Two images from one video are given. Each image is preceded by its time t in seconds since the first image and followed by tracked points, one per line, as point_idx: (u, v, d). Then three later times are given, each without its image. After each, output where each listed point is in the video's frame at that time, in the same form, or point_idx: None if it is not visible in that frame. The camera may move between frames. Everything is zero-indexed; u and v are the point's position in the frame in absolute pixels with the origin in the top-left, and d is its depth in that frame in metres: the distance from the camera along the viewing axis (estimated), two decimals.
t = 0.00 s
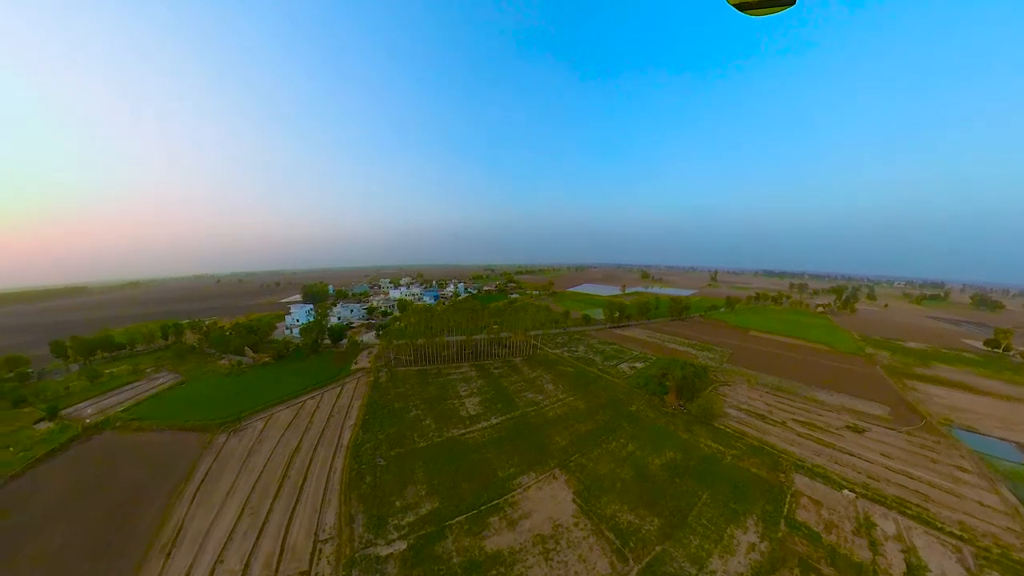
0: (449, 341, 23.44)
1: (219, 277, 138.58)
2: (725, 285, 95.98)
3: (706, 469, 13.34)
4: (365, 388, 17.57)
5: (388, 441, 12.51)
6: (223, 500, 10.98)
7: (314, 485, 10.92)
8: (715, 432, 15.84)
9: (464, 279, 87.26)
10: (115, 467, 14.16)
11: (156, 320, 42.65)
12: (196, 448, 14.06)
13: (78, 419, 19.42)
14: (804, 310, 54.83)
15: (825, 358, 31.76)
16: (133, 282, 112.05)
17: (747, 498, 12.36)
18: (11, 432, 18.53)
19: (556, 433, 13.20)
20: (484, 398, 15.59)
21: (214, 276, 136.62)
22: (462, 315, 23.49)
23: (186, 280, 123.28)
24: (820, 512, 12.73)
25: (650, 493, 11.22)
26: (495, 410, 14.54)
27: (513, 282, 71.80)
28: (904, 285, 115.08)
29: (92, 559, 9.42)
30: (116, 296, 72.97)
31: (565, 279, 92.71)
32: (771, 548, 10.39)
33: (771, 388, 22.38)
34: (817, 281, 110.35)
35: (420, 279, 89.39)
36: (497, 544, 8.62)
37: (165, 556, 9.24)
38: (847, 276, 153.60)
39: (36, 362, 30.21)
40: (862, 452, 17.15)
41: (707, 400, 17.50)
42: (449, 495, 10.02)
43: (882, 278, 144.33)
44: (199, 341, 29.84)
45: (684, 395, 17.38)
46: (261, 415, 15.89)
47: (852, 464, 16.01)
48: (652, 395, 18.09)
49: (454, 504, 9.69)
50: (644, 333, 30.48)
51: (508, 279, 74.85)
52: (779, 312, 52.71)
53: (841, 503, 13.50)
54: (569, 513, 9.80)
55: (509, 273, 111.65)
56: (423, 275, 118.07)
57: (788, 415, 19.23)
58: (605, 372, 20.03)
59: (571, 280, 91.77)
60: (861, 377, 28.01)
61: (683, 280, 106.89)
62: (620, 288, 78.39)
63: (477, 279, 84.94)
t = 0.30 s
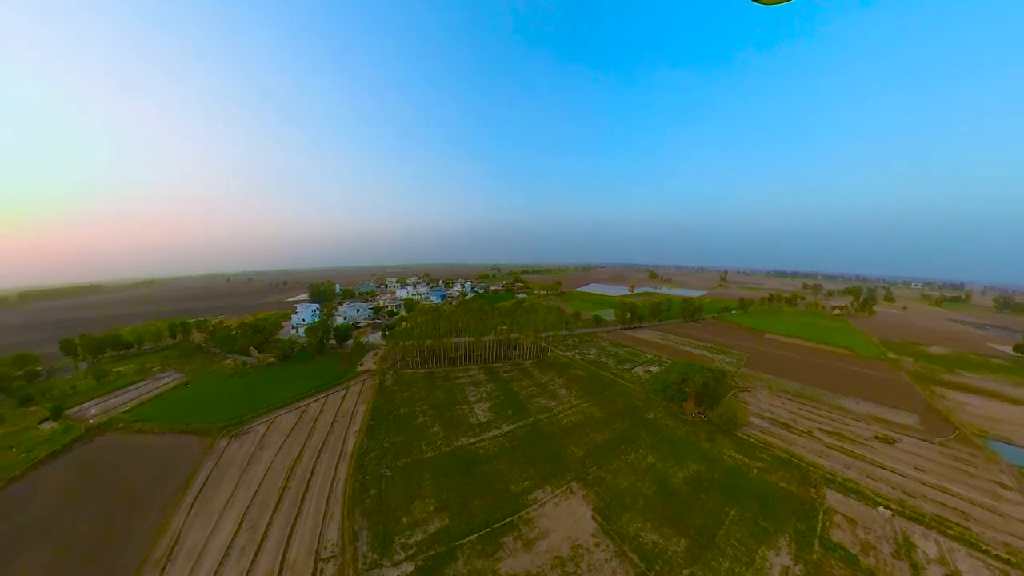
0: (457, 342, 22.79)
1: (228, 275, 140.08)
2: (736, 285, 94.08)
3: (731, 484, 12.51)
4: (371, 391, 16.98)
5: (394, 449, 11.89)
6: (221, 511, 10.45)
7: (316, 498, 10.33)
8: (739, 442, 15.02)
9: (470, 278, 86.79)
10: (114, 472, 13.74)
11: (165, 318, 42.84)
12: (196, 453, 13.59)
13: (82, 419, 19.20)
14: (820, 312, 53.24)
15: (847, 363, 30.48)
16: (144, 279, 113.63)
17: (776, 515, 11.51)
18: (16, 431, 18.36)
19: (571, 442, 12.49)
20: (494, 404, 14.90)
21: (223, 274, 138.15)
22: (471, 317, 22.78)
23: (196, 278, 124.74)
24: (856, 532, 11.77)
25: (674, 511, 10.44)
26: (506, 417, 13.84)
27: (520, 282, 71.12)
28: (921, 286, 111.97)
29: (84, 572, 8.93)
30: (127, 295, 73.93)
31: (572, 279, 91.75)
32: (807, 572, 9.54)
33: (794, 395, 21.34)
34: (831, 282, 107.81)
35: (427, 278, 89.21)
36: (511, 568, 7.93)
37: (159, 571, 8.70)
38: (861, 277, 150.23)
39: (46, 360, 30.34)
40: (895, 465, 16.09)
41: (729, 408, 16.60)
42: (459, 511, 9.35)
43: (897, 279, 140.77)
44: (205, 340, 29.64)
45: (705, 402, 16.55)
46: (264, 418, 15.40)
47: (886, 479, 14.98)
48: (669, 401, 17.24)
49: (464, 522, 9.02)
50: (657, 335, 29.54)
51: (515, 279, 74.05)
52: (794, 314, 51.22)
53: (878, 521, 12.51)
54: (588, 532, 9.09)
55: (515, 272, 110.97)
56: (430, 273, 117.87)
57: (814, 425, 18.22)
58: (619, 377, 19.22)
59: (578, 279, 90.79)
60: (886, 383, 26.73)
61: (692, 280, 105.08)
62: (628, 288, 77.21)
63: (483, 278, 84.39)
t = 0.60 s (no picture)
0: (465, 344, 22.10)
1: (237, 273, 141.48)
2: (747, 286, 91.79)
3: (759, 501, 11.65)
4: (376, 395, 16.39)
5: (400, 460, 11.25)
6: (217, 523, 9.90)
7: (317, 511, 9.73)
8: (765, 454, 14.18)
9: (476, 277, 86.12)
10: (112, 476, 13.29)
11: (173, 317, 42.91)
12: (195, 459, 13.09)
13: (86, 419, 18.94)
14: (837, 315, 51.55)
15: (870, 368, 29.14)
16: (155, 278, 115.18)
17: (810, 536, 10.63)
18: (20, 431, 18.16)
19: (587, 455, 11.77)
20: (504, 411, 14.19)
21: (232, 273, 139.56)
22: (479, 317, 22.07)
23: (205, 277, 126.11)
24: (898, 556, 10.77)
25: (701, 532, 9.64)
26: (517, 425, 13.13)
27: (527, 281, 70.23)
28: (940, 287, 108.58)
29: None
30: (138, 293, 74.69)
31: (580, 279, 90.60)
32: None
33: (818, 403, 20.28)
34: (845, 283, 105.07)
35: (433, 277, 88.77)
36: None
37: None
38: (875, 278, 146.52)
39: (55, 357, 30.43)
40: (933, 481, 14.97)
41: (752, 417, 15.67)
42: (469, 530, 8.67)
43: (914, 280, 136.90)
44: (211, 339, 29.42)
45: (726, 411, 15.73)
46: (266, 423, 14.88)
47: (925, 496, 13.89)
48: (689, 410, 16.37)
49: (475, 542, 8.34)
50: (670, 337, 28.55)
51: (522, 279, 73.26)
52: (810, 316, 49.63)
53: (920, 544, 11.49)
54: (611, 555, 8.35)
55: (522, 271, 110.12)
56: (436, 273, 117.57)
57: (842, 436, 17.18)
58: (635, 382, 18.39)
59: (586, 279, 89.67)
60: (914, 391, 25.39)
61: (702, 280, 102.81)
62: (637, 288, 75.72)
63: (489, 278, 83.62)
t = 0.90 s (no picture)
0: (472, 346, 21.41)
1: (246, 272, 142.88)
2: (759, 287, 89.70)
3: (792, 521, 10.76)
4: (381, 399, 15.76)
5: (407, 472, 10.57)
6: (212, 537, 9.34)
7: (317, 527, 9.11)
8: (794, 469, 13.28)
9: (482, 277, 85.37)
10: (107, 483, 12.80)
11: (181, 316, 42.91)
12: (193, 466, 12.56)
13: (89, 420, 18.64)
14: (855, 317, 49.81)
15: (896, 375, 27.78)
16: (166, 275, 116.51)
17: (850, 561, 9.74)
18: (23, 432, 17.90)
19: (605, 469, 11.04)
20: (516, 419, 13.45)
21: (242, 272, 141.03)
22: (487, 318, 21.30)
23: (214, 275, 127.28)
24: None
25: (733, 557, 8.84)
26: (530, 435, 12.38)
27: (535, 281, 69.35)
28: (960, 288, 105.19)
29: None
30: (148, 292, 75.44)
31: (587, 279, 89.34)
32: None
33: (846, 413, 19.17)
34: (862, 283, 102.07)
35: (439, 276, 88.26)
36: None
37: None
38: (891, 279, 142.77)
39: (64, 356, 30.44)
40: (977, 499, 13.81)
41: (779, 429, 14.70)
42: (481, 553, 7.97)
43: (931, 280, 133.13)
44: (216, 339, 29.09)
45: (750, 421, 14.85)
46: (267, 428, 14.34)
47: (969, 517, 12.76)
48: (710, 419, 15.49)
49: (487, 568, 7.62)
50: (685, 340, 27.55)
51: (528, 279, 72.22)
52: (828, 318, 47.99)
53: (969, 571, 10.42)
54: None
55: (528, 271, 109.30)
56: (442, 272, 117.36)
57: (874, 449, 16.09)
58: (651, 388, 17.51)
59: (593, 279, 88.40)
60: (945, 399, 24.03)
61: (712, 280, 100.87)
62: (646, 288, 74.35)
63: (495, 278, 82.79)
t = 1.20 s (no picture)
0: (480, 349, 20.74)
1: (255, 271, 144.09)
2: (772, 288, 87.57)
3: (830, 544, 9.83)
4: (385, 405, 15.14)
5: (413, 486, 9.91)
6: (206, 552, 8.79)
7: (315, 545, 8.50)
8: (826, 485, 12.33)
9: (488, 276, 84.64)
10: (103, 487, 12.34)
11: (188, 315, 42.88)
12: (190, 474, 12.06)
13: (90, 421, 18.32)
14: (874, 320, 48.10)
15: (923, 381, 26.44)
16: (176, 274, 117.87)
17: None
18: (24, 433, 17.63)
19: (626, 485, 10.36)
20: (527, 428, 12.73)
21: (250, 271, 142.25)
22: (496, 320, 20.60)
23: (223, 274, 128.52)
24: None
25: None
26: (543, 446, 11.65)
27: (542, 281, 68.44)
28: (981, 290, 101.71)
29: None
30: (158, 291, 76.10)
31: (594, 279, 88.13)
32: None
33: (876, 423, 18.04)
34: (878, 284, 99.23)
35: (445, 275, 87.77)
36: None
37: None
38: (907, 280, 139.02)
39: (71, 355, 30.41)
40: None
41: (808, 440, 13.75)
42: None
43: (950, 282, 129.26)
44: (221, 338, 28.79)
45: (776, 431, 13.99)
46: (267, 433, 13.82)
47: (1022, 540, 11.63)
48: (733, 430, 14.61)
49: None
50: (699, 343, 26.58)
51: (535, 279, 71.30)
52: (846, 321, 46.39)
53: None
54: None
55: (534, 271, 108.31)
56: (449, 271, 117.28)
57: (910, 464, 14.99)
58: (668, 395, 16.68)
59: (601, 279, 87.15)
60: (979, 408, 22.69)
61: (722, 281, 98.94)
62: (656, 288, 72.95)
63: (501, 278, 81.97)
